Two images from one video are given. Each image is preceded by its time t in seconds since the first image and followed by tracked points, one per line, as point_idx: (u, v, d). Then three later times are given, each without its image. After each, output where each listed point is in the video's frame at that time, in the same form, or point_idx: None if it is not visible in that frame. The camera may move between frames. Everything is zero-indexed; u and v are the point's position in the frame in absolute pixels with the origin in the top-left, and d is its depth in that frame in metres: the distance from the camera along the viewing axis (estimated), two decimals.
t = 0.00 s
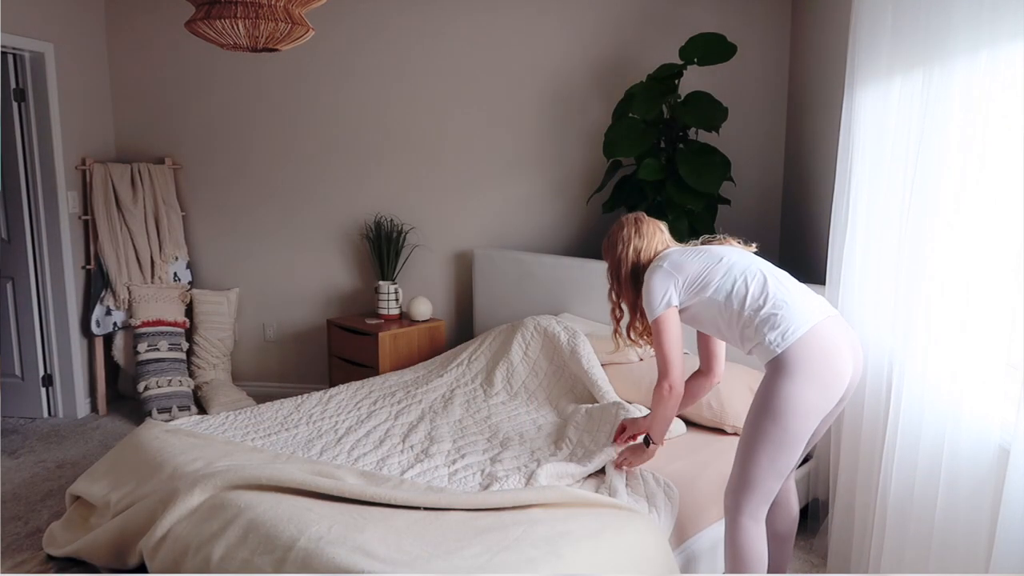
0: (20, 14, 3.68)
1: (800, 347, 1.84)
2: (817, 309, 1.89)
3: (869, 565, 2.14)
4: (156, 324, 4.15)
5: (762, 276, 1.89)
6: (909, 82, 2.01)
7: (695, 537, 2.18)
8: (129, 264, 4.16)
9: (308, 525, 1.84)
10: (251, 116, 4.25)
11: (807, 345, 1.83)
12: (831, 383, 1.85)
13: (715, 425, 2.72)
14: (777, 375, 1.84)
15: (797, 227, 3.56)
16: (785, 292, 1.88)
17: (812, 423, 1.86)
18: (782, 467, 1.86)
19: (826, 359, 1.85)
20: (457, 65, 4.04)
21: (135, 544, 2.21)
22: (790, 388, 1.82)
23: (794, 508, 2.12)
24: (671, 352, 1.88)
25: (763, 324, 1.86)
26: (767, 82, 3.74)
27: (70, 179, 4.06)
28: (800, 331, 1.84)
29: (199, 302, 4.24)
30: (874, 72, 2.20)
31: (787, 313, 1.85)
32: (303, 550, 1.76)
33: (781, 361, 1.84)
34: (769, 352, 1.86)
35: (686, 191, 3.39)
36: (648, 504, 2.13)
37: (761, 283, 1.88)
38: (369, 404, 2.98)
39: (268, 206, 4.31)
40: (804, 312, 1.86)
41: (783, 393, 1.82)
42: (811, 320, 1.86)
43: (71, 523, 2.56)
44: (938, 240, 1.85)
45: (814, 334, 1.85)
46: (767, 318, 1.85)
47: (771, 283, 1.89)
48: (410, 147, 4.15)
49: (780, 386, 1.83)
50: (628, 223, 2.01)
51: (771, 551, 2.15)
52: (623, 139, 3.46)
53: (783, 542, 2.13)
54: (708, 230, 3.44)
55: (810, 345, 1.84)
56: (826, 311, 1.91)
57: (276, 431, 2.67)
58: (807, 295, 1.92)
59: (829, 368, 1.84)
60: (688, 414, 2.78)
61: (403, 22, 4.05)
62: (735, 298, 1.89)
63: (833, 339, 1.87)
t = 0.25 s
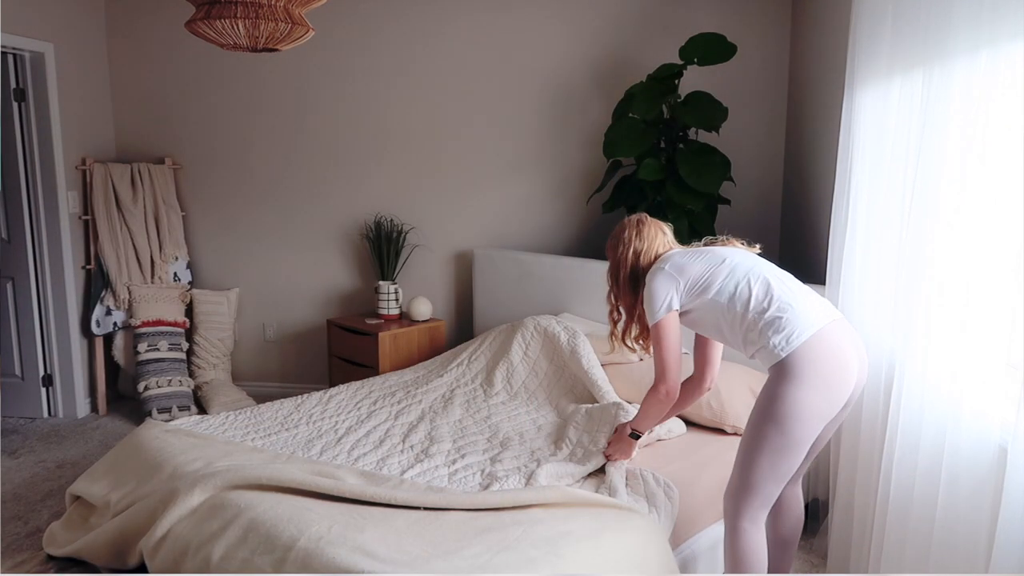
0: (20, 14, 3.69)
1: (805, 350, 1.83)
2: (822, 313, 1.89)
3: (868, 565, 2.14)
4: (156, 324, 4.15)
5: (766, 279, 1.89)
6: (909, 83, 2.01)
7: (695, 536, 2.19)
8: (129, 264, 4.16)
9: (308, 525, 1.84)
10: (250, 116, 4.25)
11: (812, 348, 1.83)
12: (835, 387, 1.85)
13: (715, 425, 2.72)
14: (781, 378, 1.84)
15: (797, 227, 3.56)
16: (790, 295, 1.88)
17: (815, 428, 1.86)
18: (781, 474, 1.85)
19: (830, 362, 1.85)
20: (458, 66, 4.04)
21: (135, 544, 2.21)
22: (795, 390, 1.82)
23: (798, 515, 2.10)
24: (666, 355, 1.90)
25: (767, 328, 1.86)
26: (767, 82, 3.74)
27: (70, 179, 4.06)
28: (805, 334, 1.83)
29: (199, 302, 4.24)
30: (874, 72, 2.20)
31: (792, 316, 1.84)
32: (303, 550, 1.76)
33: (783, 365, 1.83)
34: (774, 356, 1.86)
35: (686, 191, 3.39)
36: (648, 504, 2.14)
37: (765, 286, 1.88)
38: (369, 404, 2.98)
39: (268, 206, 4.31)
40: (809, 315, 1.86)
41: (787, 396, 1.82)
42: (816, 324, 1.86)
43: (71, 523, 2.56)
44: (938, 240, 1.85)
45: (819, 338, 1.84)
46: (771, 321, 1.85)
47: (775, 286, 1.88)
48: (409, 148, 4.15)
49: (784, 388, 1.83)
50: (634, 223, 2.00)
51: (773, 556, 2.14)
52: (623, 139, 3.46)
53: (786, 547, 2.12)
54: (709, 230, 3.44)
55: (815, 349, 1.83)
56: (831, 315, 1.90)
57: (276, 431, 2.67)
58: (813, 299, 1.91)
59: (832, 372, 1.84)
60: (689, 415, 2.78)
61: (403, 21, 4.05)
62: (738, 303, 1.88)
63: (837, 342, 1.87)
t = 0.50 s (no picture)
0: (20, 14, 3.68)
1: (790, 347, 1.82)
2: (812, 312, 1.88)
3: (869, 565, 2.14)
4: (156, 324, 4.15)
5: (758, 276, 1.89)
6: (909, 83, 2.01)
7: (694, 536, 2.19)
8: (129, 264, 4.16)
9: (308, 525, 1.84)
10: (250, 116, 4.25)
11: (797, 348, 1.82)
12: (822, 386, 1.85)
13: (715, 425, 2.72)
14: (767, 377, 1.83)
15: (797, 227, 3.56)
16: (779, 294, 1.87)
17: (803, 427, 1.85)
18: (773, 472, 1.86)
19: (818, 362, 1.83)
20: (458, 66, 4.04)
21: (135, 544, 2.21)
22: (782, 391, 1.81)
23: (794, 513, 2.11)
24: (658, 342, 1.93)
25: (752, 324, 1.86)
26: (767, 82, 3.74)
27: (70, 179, 4.06)
28: (789, 331, 1.82)
29: (199, 302, 4.24)
30: (875, 72, 2.20)
31: (778, 314, 1.84)
32: (304, 550, 1.76)
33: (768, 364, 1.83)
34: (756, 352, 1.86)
35: (686, 191, 3.39)
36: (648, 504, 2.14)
37: (756, 283, 1.88)
38: (369, 404, 2.98)
39: (267, 206, 4.31)
40: (796, 313, 1.85)
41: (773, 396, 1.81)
42: (804, 323, 1.85)
43: (71, 523, 2.56)
44: (938, 240, 1.85)
45: (805, 337, 1.83)
46: (756, 318, 1.85)
47: (766, 284, 1.88)
48: (409, 148, 4.15)
49: (771, 389, 1.82)
50: (650, 212, 2.03)
51: (770, 555, 2.15)
52: (623, 139, 3.46)
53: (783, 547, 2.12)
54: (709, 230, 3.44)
55: (800, 348, 1.82)
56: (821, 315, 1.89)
57: (276, 431, 2.67)
58: (804, 297, 1.90)
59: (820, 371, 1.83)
60: (689, 415, 2.78)
61: (403, 22, 4.05)
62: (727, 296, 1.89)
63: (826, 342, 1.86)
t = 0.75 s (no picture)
0: (20, 14, 3.69)
1: (792, 343, 1.84)
2: (816, 310, 1.90)
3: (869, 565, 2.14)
4: (156, 324, 4.15)
5: (765, 275, 1.92)
6: (909, 83, 2.01)
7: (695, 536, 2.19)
8: (129, 264, 4.16)
9: (308, 525, 1.84)
10: (250, 116, 4.25)
11: (800, 341, 1.84)
12: (822, 381, 1.87)
13: (715, 425, 2.72)
14: (766, 369, 1.85)
15: (797, 226, 3.56)
16: (786, 291, 1.90)
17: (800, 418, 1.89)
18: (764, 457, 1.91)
19: (818, 357, 1.86)
20: (458, 66, 4.04)
21: (135, 543, 2.21)
22: (780, 383, 1.84)
23: (790, 504, 2.15)
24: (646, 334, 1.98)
25: (758, 319, 1.88)
26: (767, 82, 3.74)
27: (70, 179, 4.06)
28: (792, 326, 1.84)
29: (199, 302, 4.23)
30: (875, 72, 2.20)
31: (782, 309, 1.86)
32: (304, 550, 1.76)
33: (770, 359, 1.85)
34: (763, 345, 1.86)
35: (686, 191, 3.39)
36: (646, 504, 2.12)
37: (761, 281, 1.91)
38: (369, 404, 2.99)
39: (267, 206, 4.31)
40: (801, 309, 1.87)
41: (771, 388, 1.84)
42: (807, 318, 1.87)
43: (70, 523, 2.56)
44: (938, 240, 1.85)
45: (808, 332, 1.86)
46: (763, 312, 1.87)
47: (772, 281, 1.91)
48: (409, 148, 4.15)
49: (769, 380, 1.85)
50: (672, 221, 2.11)
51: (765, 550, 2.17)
52: (623, 139, 3.46)
53: (779, 541, 2.15)
54: (709, 230, 3.44)
55: (802, 342, 1.84)
56: (826, 313, 1.91)
57: (276, 431, 2.67)
58: (810, 296, 1.93)
59: (820, 366, 1.85)
60: (689, 415, 2.78)
61: (403, 22, 4.05)
62: (735, 294, 1.92)
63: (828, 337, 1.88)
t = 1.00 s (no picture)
0: (20, 14, 3.69)
1: (764, 343, 1.91)
2: (790, 308, 1.96)
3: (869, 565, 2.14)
4: (156, 324, 4.15)
5: (743, 271, 1.97)
6: (909, 83, 2.01)
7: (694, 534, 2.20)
8: (129, 264, 4.16)
9: (308, 525, 1.84)
10: (250, 116, 4.25)
11: (773, 342, 1.91)
12: (796, 383, 1.94)
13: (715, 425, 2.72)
14: (740, 374, 1.93)
15: (797, 226, 3.56)
16: (761, 289, 1.96)
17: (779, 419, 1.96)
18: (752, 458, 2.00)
19: (792, 358, 1.93)
20: (458, 66, 4.04)
21: (135, 543, 2.21)
22: (754, 388, 1.91)
23: (783, 503, 2.20)
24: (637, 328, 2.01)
25: (732, 317, 1.95)
26: (767, 82, 3.74)
27: (70, 179, 4.06)
28: (764, 326, 1.91)
29: (199, 302, 4.23)
30: (875, 72, 2.20)
31: (756, 308, 1.92)
32: (304, 550, 1.76)
33: (743, 358, 1.93)
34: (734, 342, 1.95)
35: (686, 191, 3.39)
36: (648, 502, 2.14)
37: (738, 278, 1.96)
38: (368, 404, 2.99)
39: (267, 206, 4.31)
40: (774, 309, 1.93)
41: (746, 392, 1.92)
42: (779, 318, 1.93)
43: (70, 523, 2.56)
44: (938, 240, 1.85)
45: (780, 331, 1.92)
46: (737, 310, 1.94)
47: (749, 278, 1.96)
48: (409, 148, 4.15)
49: (743, 385, 1.93)
50: (660, 215, 2.17)
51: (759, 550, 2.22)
52: (623, 139, 3.46)
53: (773, 543, 2.20)
54: (709, 230, 3.44)
55: (775, 344, 1.91)
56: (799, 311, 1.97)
57: (276, 431, 2.67)
58: (785, 294, 1.98)
59: (793, 368, 1.92)
60: (689, 415, 2.78)
61: (403, 22, 4.05)
62: (711, 290, 1.99)
63: (800, 340, 1.94)
